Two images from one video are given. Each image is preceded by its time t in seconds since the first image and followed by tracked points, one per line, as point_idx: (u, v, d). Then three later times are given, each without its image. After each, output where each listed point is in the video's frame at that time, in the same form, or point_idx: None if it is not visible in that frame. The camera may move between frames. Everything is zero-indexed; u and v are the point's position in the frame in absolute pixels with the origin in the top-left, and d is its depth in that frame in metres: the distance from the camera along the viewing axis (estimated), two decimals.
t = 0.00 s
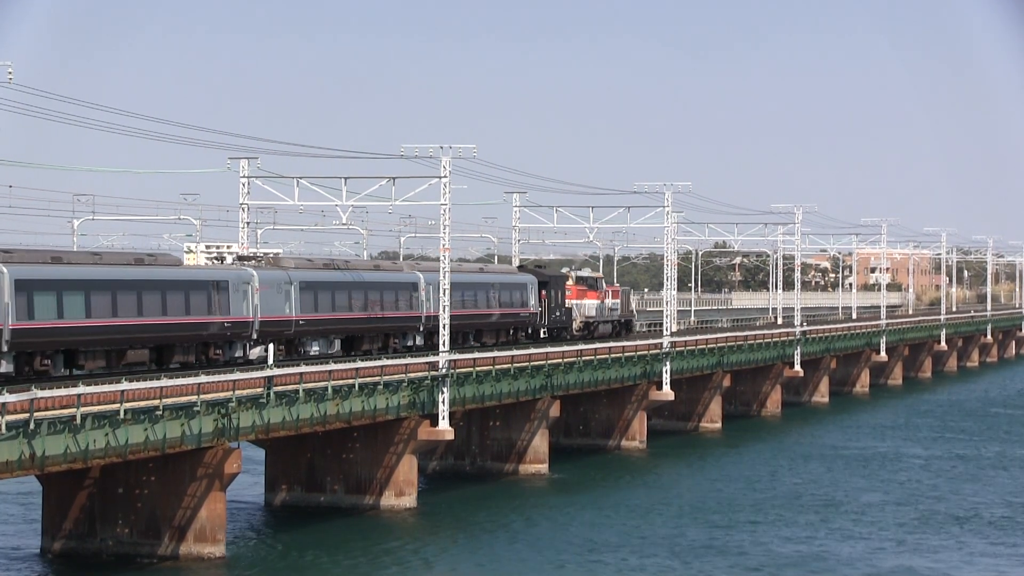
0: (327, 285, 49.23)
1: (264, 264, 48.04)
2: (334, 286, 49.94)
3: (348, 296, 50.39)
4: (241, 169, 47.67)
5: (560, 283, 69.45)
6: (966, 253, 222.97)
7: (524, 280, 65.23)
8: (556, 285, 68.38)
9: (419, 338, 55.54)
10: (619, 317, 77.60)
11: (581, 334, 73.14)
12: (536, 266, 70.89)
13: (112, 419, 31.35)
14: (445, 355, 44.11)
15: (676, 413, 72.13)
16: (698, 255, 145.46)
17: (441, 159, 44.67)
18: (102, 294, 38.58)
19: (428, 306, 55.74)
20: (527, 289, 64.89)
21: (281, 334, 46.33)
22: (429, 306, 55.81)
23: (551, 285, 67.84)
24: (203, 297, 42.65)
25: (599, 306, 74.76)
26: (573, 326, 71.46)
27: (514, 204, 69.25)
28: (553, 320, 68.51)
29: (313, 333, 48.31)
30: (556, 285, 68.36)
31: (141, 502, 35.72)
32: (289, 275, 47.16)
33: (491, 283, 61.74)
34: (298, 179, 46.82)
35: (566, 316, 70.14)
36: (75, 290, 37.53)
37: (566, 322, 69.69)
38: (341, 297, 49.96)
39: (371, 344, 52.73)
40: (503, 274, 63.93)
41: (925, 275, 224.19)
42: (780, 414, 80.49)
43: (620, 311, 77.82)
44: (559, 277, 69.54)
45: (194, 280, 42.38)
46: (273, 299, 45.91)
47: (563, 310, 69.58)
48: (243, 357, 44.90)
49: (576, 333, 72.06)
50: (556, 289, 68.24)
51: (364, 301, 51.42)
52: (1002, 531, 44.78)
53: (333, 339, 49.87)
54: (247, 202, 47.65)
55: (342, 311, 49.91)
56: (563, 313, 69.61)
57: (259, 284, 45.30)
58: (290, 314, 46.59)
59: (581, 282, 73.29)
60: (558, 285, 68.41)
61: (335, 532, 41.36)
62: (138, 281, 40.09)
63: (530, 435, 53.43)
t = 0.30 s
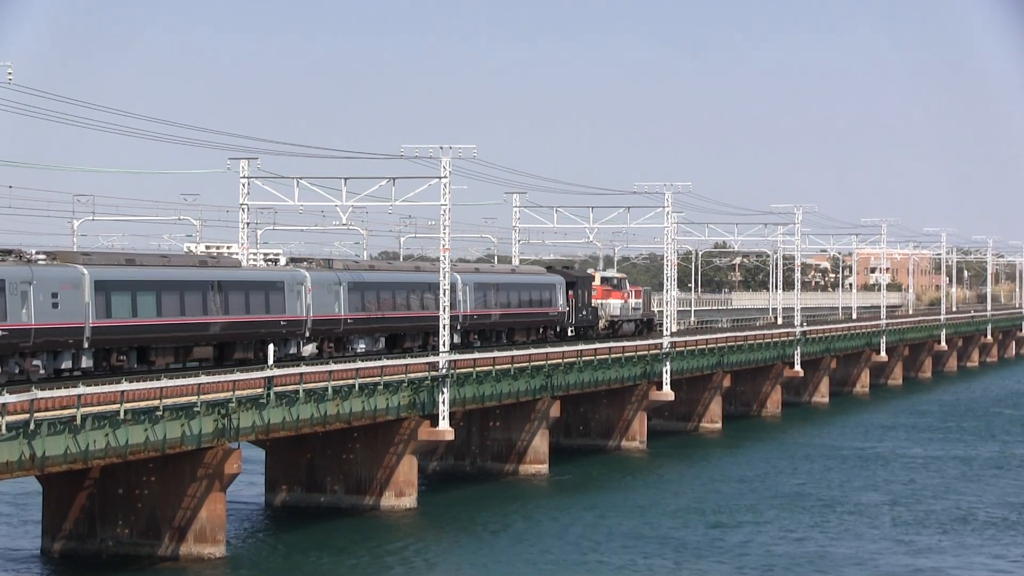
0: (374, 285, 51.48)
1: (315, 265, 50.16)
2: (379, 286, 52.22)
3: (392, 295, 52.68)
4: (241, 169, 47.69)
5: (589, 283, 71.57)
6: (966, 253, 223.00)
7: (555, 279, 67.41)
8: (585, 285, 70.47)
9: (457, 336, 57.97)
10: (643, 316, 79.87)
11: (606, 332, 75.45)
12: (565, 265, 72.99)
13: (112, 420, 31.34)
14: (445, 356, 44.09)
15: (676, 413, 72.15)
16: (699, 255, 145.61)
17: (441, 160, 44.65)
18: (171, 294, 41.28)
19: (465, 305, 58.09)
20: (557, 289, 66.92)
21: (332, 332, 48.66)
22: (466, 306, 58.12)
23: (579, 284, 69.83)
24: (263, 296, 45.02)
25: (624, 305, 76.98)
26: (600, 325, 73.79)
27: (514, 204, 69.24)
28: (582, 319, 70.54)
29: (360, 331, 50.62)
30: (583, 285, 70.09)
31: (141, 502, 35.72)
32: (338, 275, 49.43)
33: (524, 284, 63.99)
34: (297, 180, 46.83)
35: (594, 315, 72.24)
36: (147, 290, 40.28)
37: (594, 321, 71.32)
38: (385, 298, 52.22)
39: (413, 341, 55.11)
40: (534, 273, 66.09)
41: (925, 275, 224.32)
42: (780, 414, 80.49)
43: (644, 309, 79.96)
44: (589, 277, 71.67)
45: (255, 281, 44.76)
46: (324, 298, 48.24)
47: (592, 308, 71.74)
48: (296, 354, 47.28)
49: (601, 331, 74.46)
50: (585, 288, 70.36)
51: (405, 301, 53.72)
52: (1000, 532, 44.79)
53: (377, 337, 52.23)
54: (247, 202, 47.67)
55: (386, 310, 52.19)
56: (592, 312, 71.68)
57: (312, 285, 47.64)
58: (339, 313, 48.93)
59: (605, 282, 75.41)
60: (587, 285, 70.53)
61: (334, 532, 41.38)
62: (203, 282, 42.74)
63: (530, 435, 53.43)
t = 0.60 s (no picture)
0: (415, 285, 54.52)
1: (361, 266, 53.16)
2: (419, 286, 55.28)
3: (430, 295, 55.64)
4: (241, 169, 47.72)
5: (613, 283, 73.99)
6: (966, 253, 223.03)
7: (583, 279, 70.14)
8: (609, 284, 72.83)
9: (491, 333, 60.99)
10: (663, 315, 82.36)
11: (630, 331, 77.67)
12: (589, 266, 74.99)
13: (112, 420, 31.36)
14: (445, 356, 44.08)
15: (676, 413, 72.19)
16: (699, 255, 145.70)
17: (441, 160, 44.65)
18: (233, 294, 44.09)
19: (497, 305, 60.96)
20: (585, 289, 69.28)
21: (377, 330, 51.99)
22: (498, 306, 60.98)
23: (604, 285, 72.17)
24: (314, 296, 48.24)
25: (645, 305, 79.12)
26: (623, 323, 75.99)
27: (514, 204, 69.24)
28: (607, 318, 72.87)
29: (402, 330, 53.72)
30: (607, 286, 72.26)
31: (142, 502, 35.74)
32: (383, 277, 52.53)
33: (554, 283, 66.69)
34: (297, 180, 46.82)
35: (619, 315, 74.70)
36: (190, 290, 42.10)
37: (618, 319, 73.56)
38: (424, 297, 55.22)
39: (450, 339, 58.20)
40: (562, 272, 68.72)
41: (925, 275, 224.40)
42: (780, 414, 80.52)
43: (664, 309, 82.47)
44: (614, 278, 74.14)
45: (271, 282, 45.94)
46: (369, 298, 51.40)
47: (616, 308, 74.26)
48: (344, 350, 50.66)
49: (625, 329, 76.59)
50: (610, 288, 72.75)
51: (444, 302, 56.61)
52: (998, 532, 44.78)
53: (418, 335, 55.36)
54: (247, 202, 47.69)
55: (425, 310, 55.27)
56: (617, 311, 74.09)
57: (359, 285, 50.93)
58: (383, 312, 52.09)
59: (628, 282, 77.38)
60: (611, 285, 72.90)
61: (334, 532, 41.39)
62: (262, 282, 45.57)
63: (529, 435, 53.43)
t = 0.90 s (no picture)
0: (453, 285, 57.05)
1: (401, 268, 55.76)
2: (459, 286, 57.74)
3: (469, 294, 58.03)
4: (241, 169, 47.75)
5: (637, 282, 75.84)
6: (966, 253, 223.08)
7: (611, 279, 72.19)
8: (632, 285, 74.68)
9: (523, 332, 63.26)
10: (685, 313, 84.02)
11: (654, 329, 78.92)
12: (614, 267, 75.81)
13: (112, 420, 31.36)
14: (445, 356, 44.07)
15: (676, 413, 72.20)
16: (699, 255, 145.81)
17: (441, 160, 44.66)
18: (283, 293, 46.38)
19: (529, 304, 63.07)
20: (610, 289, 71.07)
21: (418, 327, 54.62)
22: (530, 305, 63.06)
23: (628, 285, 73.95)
24: (354, 295, 50.44)
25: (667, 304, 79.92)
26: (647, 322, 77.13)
27: (514, 204, 69.26)
28: (632, 316, 74.63)
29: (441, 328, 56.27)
30: (631, 285, 73.73)
31: (142, 502, 35.73)
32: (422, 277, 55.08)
33: (581, 283, 68.67)
34: (297, 180, 46.84)
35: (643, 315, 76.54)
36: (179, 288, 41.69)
37: (641, 318, 75.01)
38: (463, 297, 57.63)
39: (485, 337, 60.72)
40: (589, 272, 70.61)
41: (925, 275, 224.46)
42: (780, 414, 80.53)
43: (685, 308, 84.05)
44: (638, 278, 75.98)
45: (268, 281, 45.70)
46: (410, 297, 54.04)
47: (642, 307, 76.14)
48: (388, 347, 53.43)
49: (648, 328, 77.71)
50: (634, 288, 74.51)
51: (481, 301, 59.03)
52: (995, 532, 44.77)
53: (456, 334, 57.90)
54: (247, 202, 47.71)
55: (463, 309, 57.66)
56: (642, 310, 75.96)
57: (401, 285, 53.48)
58: (423, 311, 54.69)
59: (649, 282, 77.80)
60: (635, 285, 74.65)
61: (333, 532, 41.38)
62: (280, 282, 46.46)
63: (529, 435, 53.43)
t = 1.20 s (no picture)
0: (485, 283, 57.90)
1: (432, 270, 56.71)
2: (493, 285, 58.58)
3: (501, 292, 58.83)
4: (241, 169, 47.75)
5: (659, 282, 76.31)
6: (966, 253, 223.12)
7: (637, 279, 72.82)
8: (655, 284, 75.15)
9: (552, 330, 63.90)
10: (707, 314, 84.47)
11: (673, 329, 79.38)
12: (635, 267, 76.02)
13: (112, 420, 31.36)
14: (445, 356, 44.06)
15: (676, 413, 72.24)
16: (699, 255, 145.90)
17: (441, 160, 44.66)
18: (321, 293, 46.95)
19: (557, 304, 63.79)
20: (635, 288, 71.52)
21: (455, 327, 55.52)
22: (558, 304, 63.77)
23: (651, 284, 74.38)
24: (389, 295, 51.30)
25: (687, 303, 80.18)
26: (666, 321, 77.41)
27: (514, 204, 69.25)
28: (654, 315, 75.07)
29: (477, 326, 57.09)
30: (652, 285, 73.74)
31: (142, 503, 35.74)
32: (460, 276, 55.94)
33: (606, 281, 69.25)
34: (297, 180, 46.82)
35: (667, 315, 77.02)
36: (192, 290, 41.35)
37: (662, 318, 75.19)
38: (496, 296, 58.40)
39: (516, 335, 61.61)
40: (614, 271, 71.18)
41: (925, 275, 224.50)
42: (780, 414, 80.54)
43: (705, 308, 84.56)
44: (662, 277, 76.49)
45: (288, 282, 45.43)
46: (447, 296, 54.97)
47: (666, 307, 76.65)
48: (427, 346, 54.36)
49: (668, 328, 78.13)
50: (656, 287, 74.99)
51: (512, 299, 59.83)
52: (993, 532, 44.77)
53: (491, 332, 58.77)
54: (247, 202, 47.70)
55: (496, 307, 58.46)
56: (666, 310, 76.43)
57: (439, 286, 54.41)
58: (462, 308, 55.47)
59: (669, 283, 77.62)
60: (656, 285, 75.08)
61: (332, 532, 41.39)
62: (308, 283, 46.43)
63: (530, 436, 53.43)
